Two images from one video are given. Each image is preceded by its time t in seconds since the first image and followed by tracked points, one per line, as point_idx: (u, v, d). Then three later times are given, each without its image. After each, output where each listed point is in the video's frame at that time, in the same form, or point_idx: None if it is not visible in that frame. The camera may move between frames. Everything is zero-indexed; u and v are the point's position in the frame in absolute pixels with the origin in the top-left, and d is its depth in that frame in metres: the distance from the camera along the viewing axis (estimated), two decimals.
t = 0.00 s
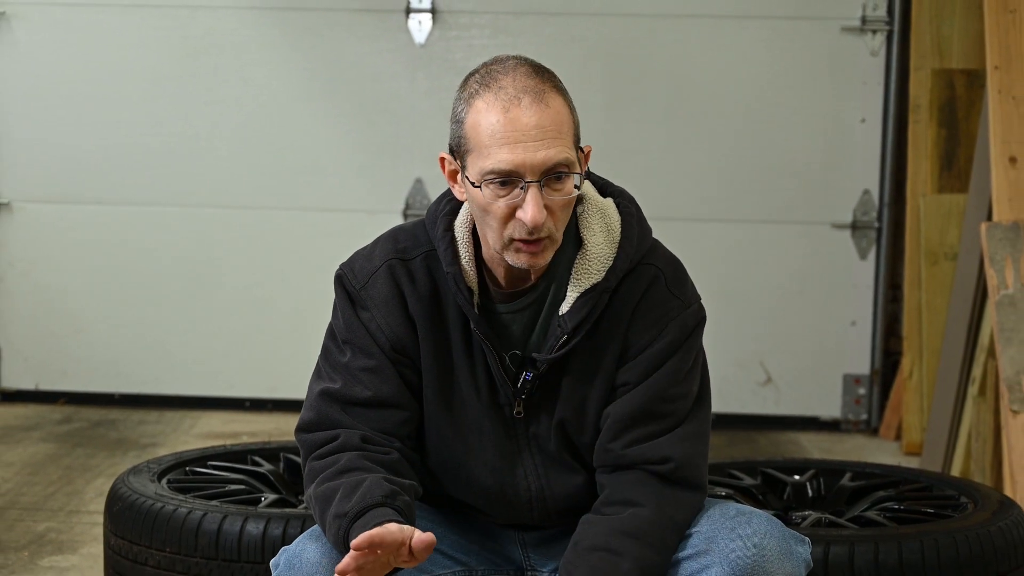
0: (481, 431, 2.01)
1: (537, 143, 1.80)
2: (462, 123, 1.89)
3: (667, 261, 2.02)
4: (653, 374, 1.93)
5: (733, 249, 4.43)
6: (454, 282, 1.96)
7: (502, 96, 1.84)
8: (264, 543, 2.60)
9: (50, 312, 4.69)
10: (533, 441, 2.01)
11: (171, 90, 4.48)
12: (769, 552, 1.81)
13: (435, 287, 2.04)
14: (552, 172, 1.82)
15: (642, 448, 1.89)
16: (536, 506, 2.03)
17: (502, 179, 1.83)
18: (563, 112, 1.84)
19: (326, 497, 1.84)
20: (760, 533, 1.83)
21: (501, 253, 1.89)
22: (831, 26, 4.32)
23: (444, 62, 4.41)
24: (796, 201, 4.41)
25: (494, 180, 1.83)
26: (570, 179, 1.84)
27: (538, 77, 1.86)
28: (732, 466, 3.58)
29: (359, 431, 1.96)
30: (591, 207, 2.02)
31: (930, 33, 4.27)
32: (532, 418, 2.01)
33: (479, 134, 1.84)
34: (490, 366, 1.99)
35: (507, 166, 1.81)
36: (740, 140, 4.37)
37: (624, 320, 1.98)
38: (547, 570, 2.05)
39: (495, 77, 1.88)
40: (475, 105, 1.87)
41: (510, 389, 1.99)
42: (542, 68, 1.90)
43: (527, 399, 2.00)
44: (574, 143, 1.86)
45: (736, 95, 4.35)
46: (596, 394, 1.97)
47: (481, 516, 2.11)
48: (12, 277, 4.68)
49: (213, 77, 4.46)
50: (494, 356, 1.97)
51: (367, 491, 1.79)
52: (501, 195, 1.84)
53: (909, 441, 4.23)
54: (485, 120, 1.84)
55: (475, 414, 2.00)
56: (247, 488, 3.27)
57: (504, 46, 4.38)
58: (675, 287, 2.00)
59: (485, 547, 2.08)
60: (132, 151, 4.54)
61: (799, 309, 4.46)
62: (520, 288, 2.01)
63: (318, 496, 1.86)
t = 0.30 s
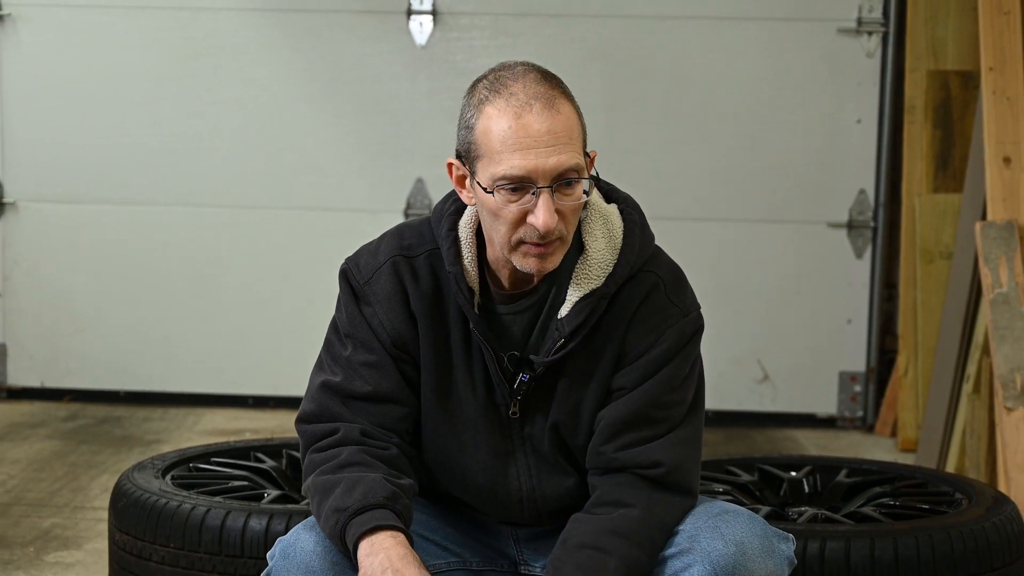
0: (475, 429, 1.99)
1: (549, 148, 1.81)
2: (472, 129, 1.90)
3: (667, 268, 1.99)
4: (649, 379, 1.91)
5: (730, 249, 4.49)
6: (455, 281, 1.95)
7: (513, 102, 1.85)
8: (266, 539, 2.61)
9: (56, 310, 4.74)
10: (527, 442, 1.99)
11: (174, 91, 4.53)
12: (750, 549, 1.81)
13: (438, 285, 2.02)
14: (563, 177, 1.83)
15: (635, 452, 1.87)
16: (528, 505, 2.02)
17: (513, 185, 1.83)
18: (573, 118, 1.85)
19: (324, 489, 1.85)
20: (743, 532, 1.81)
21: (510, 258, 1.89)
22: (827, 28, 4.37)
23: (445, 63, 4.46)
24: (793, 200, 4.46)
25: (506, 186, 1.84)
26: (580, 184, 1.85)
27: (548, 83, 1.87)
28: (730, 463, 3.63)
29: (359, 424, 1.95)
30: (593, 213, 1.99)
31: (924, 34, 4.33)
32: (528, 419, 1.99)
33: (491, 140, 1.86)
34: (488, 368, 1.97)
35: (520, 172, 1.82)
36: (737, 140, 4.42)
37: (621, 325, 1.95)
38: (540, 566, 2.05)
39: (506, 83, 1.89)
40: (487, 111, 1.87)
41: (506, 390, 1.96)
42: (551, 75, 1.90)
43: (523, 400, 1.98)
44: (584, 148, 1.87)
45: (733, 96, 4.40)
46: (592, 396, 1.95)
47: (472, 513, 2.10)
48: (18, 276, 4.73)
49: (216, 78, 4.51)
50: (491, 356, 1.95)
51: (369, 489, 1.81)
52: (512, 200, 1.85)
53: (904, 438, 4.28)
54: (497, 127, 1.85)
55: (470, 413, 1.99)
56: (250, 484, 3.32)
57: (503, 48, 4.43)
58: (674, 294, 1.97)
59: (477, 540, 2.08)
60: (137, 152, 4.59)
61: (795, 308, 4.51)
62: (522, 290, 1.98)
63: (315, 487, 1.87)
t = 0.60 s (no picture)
0: (472, 425, 2.03)
1: (553, 150, 1.85)
2: (478, 129, 1.93)
3: (664, 270, 2.03)
4: (645, 378, 1.94)
5: (727, 247, 4.54)
6: (456, 278, 2.00)
7: (519, 104, 1.88)
8: (269, 535, 2.63)
9: (61, 308, 4.79)
10: (524, 437, 2.03)
11: (178, 92, 4.58)
12: (742, 543, 1.83)
13: (439, 282, 2.06)
14: (566, 179, 1.86)
15: (630, 449, 1.91)
16: (524, 500, 2.05)
17: (517, 186, 1.87)
18: (577, 121, 1.88)
19: (323, 480, 1.89)
20: (735, 527, 1.84)
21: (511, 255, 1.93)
22: (824, 29, 4.43)
23: (446, 65, 4.51)
24: (789, 200, 4.51)
25: (510, 186, 1.87)
26: (583, 186, 1.89)
27: (553, 86, 1.91)
28: (727, 459, 3.67)
29: (359, 418, 1.98)
30: (593, 215, 2.03)
31: (920, 36, 4.38)
32: (524, 415, 2.03)
33: (496, 141, 1.89)
34: (487, 364, 2.01)
35: (524, 173, 1.85)
36: (734, 141, 4.47)
37: (618, 324, 1.99)
38: (537, 560, 2.08)
39: (512, 85, 1.92)
40: (493, 113, 1.91)
41: (504, 386, 2.00)
42: (556, 77, 1.94)
43: (520, 397, 2.02)
44: (587, 149, 1.90)
45: (730, 97, 4.45)
46: (588, 393, 1.99)
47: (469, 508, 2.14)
48: (23, 274, 4.78)
49: (219, 79, 4.56)
50: (490, 352, 2.00)
51: (366, 482, 1.85)
52: (515, 200, 1.89)
53: (900, 435, 4.33)
54: (503, 128, 1.88)
55: (469, 408, 2.03)
56: (253, 481, 3.38)
57: (503, 48, 4.48)
58: (671, 296, 2.01)
59: (475, 532, 2.13)
60: (141, 151, 4.64)
61: (792, 306, 4.56)
62: (522, 288, 2.03)
63: (315, 478, 1.91)
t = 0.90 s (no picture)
0: (477, 419, 2.07)
1: (561, 150, 1.90)
2: (483, 132, 1.98)
3: (661, 261, 2.10)
4: (648, 367, 2.00)
5: (724, 246, 4.59)
6: (458, 275, 2.04)
7: (525, 105, 1.93)
8: (272, 530, 2.67)
9: (66, 307, 4.84)
10: (528, 430, 2.07)
11: (183, 92, 4.64)
12: (755, 533, 1.90)
13: (438, 280, 2.11)
14: (574, 177, 1.91)
15: (639, 439, 1.96)
16: (531, 493, 2.09)
17: (527, 186, 1.92)
18: (581, 120, 1.93)
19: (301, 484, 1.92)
20: (745, 516, 1.92)
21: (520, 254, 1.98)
22: (820, 31, 4.48)
23: (447, 66, 4.56)
24: (786, 200, 4.57)
25: (520, 187, 1.92)
26: (589, 182, 1.94)
27: (555, 86, 1.96)
28: (725, 455, 3.73)
29: (353, 421, 2.01)
30: (590, 209, 2.09)
31: (915, 37, 4.42)
32: (529, 408, 2.07)
33: (503, 142, 1.94)
34: (490, 358, 2.06)
35: (534, 174, 1.90)
36: (732, 141, 4.53)
37: (619, 316, 2.05)
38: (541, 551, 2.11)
39: (515, 86, 1.97)
40: (498, 115, 1.96)
41: (508, 380, 2.05)
42: (556, 77, 1.99)
43: (525, 390, 2.06)
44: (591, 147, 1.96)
45: (728, 98, 4.50)
46: (591, 384, 2.04)
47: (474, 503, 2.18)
48: (30, 273, 4.84)
49: (223, 80, 4.61)
50: (493, 347, 2.04)
51: (332, 483, 1.86)
52: (525, 200, 1.94)
53: (895, 432, 4.38)
54: (511, 131, 1.93)
55: (472, 402, 2.07)
56: (256, 477, 3.43)
57: (503, 50, 4.53)
58: (669, 285, 2.07)
59: (479, 530, 2.15)
60: (145, 152, 4.69)
61: (788, 303, 4.62)
62: (524, 283, 2.09)
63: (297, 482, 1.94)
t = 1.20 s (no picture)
0: (481, 412, 2.10)
1: (549, 137, 1.94)
2: (471, 123, 2.03)
3: (654, 245, 2.17)
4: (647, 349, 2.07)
5: (721, 245, 4.64)
6: (457, 269, 2.08)
7: (511, 95, 1.98)
8: (276, 525, 2.69)
9: (71, 305, 4.90)
10: (533, 420, 2.11)
11: (188, 92, 4.69)
12: (757, 532, 1.98)
13: (437, 276, 2.15)
14: (564, 163, 1.96)
15: (649, 418, 2.02)
16: (536, 484, 2.12)
17: (519, 174, 1.96)
18: (567, 107, 1.98)
19: (336, 494, 1.91)
20: (748, 511, 2.00)
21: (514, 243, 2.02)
22: (816, 32, 4.53)
23: (448, 68, 4.62)
24: (782, 199, 4.62)
25: (512, 176, 1.97)
26: (579, 168, 1.98)
27: (540, 75, 2.00)
28: (722, 452, 3.78)
29: (372, 421, 2.03)
30: (581, 198, 2.14)
31: (910, 39, 4.48)
32: (532, 398, 2.11)
33: (493, 132, 1.98)
34: (492, 350, 2.09)
35: (525, 162, 1.95)
36: (729, 140, 4.58)
37: (617, 301, 2.11)
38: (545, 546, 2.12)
39: (501, 78, 2.01)
40: (485, 107, 2.00)
41: (511, 371, 2.09)
42: (540, 67, 2.04)
43: (527, 380, 2.10)
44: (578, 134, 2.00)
45: (725, 98, 4.56)
46: (593, 369, 2.09)
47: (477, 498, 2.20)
48: (35, 271, 4.90)
49: (227, 80, 4.67)
50: (495, 338, 2.07)
51: (382, 503, 1.85)
52: (518, 188, 1.98)
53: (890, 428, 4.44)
54: (499, 121, 1.97)
55: (476, 394, 2.10)
56: (259, 473, 3.49)
57: (504, 51, 4.59)
58: (662, 268, 2.14)
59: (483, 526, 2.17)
60: (149, 151, 4.75)
61: (784, 301, 4.67)
62: (520, 275, 2.13)
63: (328, 489, 1.93)
